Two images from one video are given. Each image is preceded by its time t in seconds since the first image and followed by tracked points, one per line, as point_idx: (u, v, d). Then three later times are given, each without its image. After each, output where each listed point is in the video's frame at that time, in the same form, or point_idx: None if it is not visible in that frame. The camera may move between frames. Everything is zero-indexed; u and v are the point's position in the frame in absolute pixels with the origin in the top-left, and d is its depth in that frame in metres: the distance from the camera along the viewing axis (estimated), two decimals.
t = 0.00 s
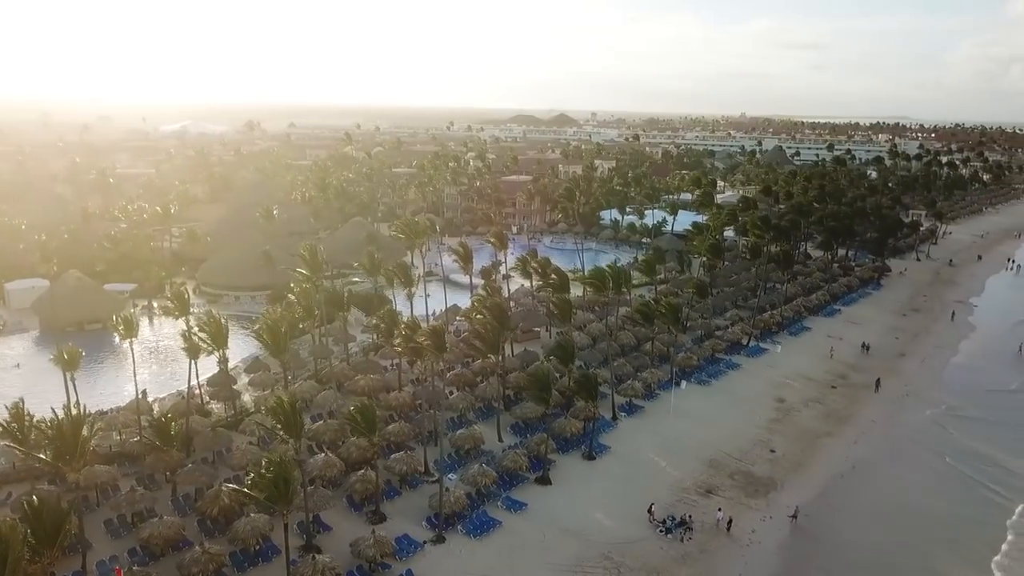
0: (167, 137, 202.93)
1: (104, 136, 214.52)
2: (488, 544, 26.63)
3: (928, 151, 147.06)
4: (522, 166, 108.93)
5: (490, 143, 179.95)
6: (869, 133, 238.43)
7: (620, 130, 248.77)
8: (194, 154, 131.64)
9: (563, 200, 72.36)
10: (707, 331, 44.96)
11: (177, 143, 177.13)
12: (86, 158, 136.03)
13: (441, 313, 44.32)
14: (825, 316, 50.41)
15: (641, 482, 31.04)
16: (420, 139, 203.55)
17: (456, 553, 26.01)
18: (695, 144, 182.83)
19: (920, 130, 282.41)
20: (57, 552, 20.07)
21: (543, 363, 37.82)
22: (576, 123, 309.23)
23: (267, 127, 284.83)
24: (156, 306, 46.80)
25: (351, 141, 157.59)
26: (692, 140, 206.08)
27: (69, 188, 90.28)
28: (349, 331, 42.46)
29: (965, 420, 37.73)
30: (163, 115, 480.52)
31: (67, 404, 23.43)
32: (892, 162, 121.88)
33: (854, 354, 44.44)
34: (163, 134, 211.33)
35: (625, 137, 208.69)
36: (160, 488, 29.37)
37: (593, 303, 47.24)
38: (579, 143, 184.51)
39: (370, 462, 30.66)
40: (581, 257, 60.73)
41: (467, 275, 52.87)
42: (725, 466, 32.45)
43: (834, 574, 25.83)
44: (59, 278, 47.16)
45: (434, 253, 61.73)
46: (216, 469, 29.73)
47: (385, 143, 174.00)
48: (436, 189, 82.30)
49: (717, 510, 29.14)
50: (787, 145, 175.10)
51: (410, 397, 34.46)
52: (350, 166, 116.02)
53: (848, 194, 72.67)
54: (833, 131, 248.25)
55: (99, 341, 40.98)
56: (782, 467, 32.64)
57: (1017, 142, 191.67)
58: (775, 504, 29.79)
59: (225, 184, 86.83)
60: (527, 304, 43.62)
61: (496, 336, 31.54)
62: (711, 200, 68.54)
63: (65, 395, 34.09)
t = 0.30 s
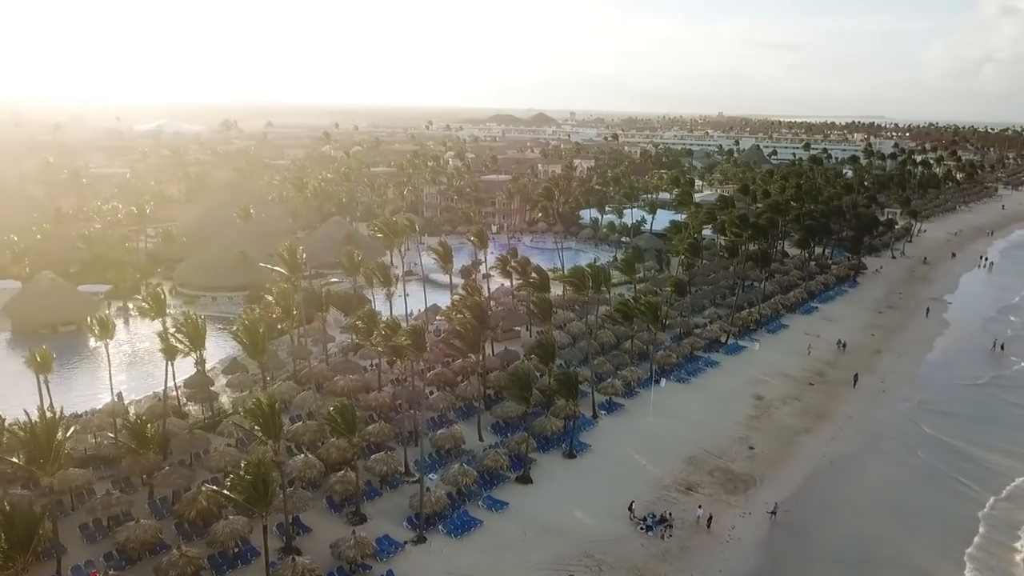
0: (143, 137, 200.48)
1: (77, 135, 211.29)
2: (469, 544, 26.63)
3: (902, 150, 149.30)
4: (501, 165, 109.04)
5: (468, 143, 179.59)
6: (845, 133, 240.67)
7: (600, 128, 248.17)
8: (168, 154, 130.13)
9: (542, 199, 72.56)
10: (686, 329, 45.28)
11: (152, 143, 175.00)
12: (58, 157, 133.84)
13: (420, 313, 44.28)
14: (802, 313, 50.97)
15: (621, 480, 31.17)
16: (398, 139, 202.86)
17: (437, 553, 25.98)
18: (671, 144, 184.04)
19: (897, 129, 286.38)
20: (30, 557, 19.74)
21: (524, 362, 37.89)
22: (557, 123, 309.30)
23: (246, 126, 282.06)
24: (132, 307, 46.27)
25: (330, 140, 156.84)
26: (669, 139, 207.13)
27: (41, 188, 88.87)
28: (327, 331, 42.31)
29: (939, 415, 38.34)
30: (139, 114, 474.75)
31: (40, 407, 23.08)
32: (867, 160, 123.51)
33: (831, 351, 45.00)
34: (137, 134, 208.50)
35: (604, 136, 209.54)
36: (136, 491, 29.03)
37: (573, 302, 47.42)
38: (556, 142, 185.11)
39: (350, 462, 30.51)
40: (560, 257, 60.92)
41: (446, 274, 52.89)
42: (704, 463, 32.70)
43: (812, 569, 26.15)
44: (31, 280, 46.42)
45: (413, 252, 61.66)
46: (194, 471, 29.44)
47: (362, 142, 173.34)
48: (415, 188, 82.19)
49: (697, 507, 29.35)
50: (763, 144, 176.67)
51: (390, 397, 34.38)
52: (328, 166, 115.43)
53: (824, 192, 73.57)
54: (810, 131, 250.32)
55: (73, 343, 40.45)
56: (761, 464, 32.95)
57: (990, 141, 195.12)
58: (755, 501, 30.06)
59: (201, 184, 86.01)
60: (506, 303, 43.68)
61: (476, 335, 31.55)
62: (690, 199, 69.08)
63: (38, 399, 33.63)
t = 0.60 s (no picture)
0: (119, 136, 198.03)
1: (51, 135, 208.11)
2: (452, 544, 26.61)
3: (879, 149, 151.20)
4: (482, 165, 109.07)
5: (448, 142, 179.17)
6: (823, 131, 243.15)
7: (580, 126, 247.87)
8: (144, 154, 128.66)
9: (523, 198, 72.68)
10: (666, 327, 45.62)
11: (127, 143, 172.85)
12: (30, 157, 131.75)
13: (400, 313, 44.25)
14: (782, 311, 51.51)
15: (603, 478, 31.30)
16: (377, 138, 201.86)
17: (419, 553, 25.95)
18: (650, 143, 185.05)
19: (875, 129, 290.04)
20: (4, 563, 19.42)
21: (506, 361, 37.97)
22: (538, 123, 309.45)
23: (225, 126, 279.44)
24: (108, 308, 45.79)
25: (308, 140, 155.97)
26: (649, 138, 207.99)
27: (14, 189, 87.57)
28: (308, 332, 42.14)
29: (916, 411, 38.87)
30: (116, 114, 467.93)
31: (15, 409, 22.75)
32: (845, 159, 124.91)
33: (810, 349, 45.49)
34: (112, 134, 205.66)
35: (583, 136, 209.88)
36: (114, 495, 28.70)
37: (554, 301, 47.59)
38: (535, 142, 185.33)
39: (331, 463, 30.36)
40: (542, 256, 61.10)
41: (427, 274, 52.90)
42: (686, 461, 32.91)
43: (792, 565, 26.41)
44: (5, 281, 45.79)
45: (393, 253, 61.59)
46: (173, 474, 29.17)
47: (340, 141, 172.28)
48: (396, 188, 82.03)
49: (678, 504, 29.52)
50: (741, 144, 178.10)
51: (371, 397, 34.30)
52: (308, 166, 114.80)
53: (803, 191, 74.33)
54: (789, 129, 253.00)
55: (48, 345, 39.99)
56: (742, 461, 33.21)
57: (964, 140, 198.17)
58: (736, 497, 30.30)
59: (179, 184, 85.26)
60: (488, 303, 43.78)
61: (457, 335, 31.55)
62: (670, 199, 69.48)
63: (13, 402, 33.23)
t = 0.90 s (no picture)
0: (98, 136, 195.82)
1: (27, 134, 205.09)
2: (436, 544, 26.60)
3: (859, 149, 152.66)
4: (465, 164, 109.01)
5: (430, 142, 178.74)
6: (804, 131, 245.06)
7: (563, 125, 248.17)
8: (123, 153, 127.30)
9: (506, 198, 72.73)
10: (650, 326, 45.86)
11: (105, 142, 170.80)
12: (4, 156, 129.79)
13: (383, 313, 44.19)
14: (764, 309, 51.92)
15: (588, 477, 31.40)
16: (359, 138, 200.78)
17: (404, 553, 25.91)
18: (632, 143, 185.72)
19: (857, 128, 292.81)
20: None
21: (490, 361, 37.98)
22: (522, 122, 309.50)
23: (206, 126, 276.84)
24: (86, 310, 45.32)
25: (290, 140, 155.14)
26: (632, 138, 208.61)
27: None
28: (291, 333, 41.98)
29: (896, 407, 39.33)
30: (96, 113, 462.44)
31: None
32: (826, 159, 126.05)
33: (792, 346, 45.90)
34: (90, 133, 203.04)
35: (566, 136, 210.07)
36: (94, 498, 28.42)
37: (538, 301, 47.71)
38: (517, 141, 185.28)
39: (315, 464, 30.23)
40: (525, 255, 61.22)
41: (410, 274, 52.86)
42: (670, 459, 33.10)
43: (775, 561, 26.62)
44: None
45: (376, 253, 61.48)
46: (155, 476, 28.93)
47: (322, 141, 171.23)
48: (378, 187, 81.80)
49: (662, 502, 29.67)
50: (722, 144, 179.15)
51: (355, 398, 34.20)
52: (290, 165, 114.17)
53: (785, 190, 74.95)
54: (770, 129, 254.53)
55: (26, 347, 39.56)
56: (725, 458, 33.43)
57: (942, 140, 200.61)
58: (719, 495, 30.51)
59: (159, 184, 84.48)
60: (472, 302, 43.81)
61: (441, 334, 31.52)
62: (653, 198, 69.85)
63: None
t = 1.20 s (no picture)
0: (76, 136, 193.35)
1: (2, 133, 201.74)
2: (420, 544, 26.56)
3: (839, 148, 154.14)
4: (448, 164, 108.85)
5: (412, 142, 178.11)
6: (786, 131, 246.24)
7: (546, 126, 247.70)
8: (100, 153, 125.72)
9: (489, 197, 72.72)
10: (633, 325, 46.07)
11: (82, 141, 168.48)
12: None
13: (366, 314, 44.08)
14: (746, 308, 52.32)
15: (572, 476, 31.47)
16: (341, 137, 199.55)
17: (388, 554, 25.83)
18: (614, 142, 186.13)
19: (837, 128, 295.79)
20: None
21: (473, 360, 37.97)
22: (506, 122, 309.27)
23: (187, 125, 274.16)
24: (64, 312, 44.81)
25: (271, 140, 154.00)
26: (615, 138, 209.12)
27: None
28: (273, 333, 41.76)
29: (876, 405, 39.76)
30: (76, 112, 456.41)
31: None
32: (806, 158, 127.16)
33: (774, 345, 46.28)
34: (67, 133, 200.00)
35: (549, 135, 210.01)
36: (74, 501, 28.10)
37: (522, 300, 47.78)
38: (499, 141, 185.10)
39: (298, 465, 30.05)
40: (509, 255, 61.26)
41: (393, 274, 52.75)
42: (653, 457, 33.26)
43: (758, 558, 26.81)
44: None
45: (359, 253, 61.28)
46: (135, 479, 28.65)
47: (303, 140, 170.08)
48: (361, 187, 81.46)
49: (646, 501, 29.80)
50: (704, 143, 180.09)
51: (337, 399, 34.07)
52: (271, 165, 113.37)
53: (766, 190, 75.56)
54: (752, 129, 256.44)
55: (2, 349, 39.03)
56: (708, 456, 33.64)
57: (921, 140, 203.04)
58: (703, 493, 30.70)
59: (138, 184, 83.58)
60: (455, 302, 43.79)
61: (425, 334, 31.47)
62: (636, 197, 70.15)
63: None
